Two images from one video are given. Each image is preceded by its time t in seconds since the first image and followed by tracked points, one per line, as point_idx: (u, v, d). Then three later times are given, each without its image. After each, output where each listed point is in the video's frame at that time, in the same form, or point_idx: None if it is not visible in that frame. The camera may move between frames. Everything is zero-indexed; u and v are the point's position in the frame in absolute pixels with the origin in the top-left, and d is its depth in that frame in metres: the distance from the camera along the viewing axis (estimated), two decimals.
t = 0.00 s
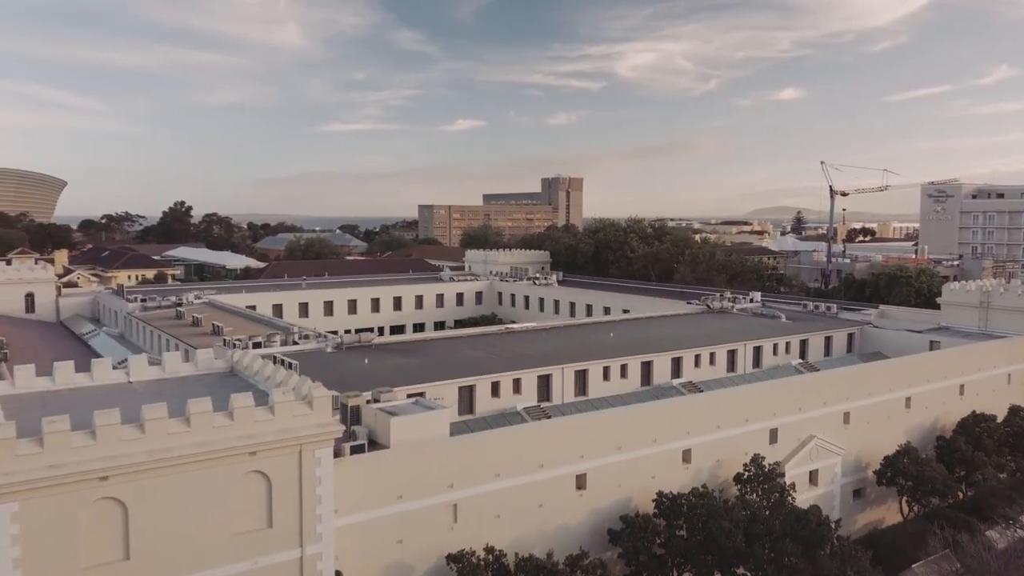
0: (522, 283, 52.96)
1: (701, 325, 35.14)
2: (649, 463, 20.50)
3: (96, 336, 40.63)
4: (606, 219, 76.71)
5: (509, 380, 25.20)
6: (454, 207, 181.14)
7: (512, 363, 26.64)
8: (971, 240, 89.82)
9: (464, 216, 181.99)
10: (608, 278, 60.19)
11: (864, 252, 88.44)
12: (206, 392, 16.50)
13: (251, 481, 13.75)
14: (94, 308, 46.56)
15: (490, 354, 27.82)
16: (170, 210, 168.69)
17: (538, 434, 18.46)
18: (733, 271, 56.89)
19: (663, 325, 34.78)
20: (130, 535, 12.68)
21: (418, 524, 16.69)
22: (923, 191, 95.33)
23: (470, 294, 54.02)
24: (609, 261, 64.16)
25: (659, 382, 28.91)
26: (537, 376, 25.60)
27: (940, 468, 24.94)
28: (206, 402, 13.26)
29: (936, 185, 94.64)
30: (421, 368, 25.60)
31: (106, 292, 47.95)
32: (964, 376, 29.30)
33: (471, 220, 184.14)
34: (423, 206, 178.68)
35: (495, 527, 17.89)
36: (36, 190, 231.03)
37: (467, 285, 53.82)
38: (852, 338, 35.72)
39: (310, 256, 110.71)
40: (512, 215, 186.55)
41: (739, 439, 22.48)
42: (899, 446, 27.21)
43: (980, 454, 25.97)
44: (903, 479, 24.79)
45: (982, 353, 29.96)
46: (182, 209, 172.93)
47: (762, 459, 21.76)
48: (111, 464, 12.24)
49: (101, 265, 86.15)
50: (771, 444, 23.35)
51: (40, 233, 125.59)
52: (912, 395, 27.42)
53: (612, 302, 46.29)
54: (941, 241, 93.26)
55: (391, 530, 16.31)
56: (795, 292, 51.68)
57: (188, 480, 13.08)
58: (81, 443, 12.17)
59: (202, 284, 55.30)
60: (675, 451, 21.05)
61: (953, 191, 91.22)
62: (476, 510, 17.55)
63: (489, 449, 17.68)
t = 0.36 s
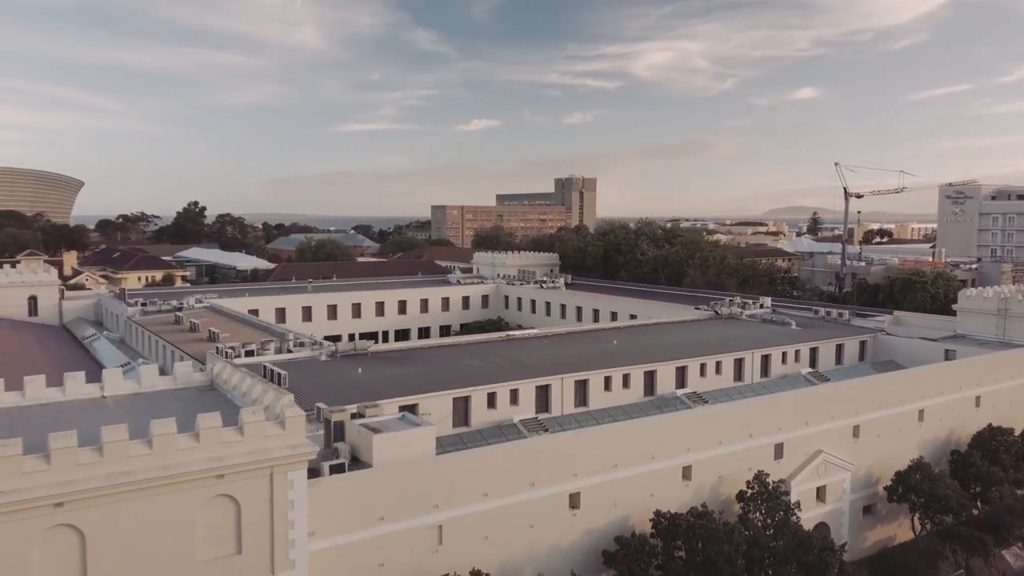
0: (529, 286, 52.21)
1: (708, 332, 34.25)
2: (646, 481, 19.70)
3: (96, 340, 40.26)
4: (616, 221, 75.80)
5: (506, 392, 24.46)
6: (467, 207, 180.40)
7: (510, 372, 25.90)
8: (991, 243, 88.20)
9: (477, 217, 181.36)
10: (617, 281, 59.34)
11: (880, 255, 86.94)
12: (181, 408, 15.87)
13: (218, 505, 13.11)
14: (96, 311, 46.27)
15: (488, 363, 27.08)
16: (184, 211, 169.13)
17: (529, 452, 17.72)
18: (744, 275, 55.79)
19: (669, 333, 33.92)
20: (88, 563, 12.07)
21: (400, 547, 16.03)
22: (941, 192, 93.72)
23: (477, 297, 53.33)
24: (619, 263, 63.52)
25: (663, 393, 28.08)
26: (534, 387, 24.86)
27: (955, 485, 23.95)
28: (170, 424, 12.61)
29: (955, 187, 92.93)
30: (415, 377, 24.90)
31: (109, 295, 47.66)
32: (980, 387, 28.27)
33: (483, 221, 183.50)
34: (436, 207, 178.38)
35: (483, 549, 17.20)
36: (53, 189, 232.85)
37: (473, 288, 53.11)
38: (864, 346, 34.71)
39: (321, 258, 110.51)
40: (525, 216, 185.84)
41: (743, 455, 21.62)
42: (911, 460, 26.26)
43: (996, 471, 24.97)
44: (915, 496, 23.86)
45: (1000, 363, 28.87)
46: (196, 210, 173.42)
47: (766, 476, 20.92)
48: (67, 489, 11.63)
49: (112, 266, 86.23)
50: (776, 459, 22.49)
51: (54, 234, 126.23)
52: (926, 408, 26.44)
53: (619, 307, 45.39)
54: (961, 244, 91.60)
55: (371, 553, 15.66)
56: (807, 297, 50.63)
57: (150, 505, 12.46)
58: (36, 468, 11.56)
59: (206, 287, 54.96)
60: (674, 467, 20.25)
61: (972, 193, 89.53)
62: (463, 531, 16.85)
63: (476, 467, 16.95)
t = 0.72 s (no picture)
0: (535, 290, 51.43)
1: (715, 339, 33.32)
2: (643, 500, 18.89)
3: (97, 344, 39.88)
4: (627, 223, 74.77)
5: (502, 404, 23.72)
6: (480, 207, 179.53)
7: (507, 383, 25.13)
8: (1010, 245, 86.62)
9: (489, 217, 180.64)
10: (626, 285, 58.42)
11: (896, 257, 85.44)
12: (154, 424, 15.23)
13: (182, 531, 12.43)
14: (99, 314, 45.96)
15: (485, 373, 26.33)
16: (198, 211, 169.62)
17: (519, 471, 16.97)
18: (756, 278, 54.65)
19: (675, 340, 33.04)
20: None
21: (381, 572, 15.33)
22: (959, 194, 92.12)
23: (483, 301, 52.62)
24: (628, 266, 62.60)
25: (666, 404, 27.22)
26: (531, 399, 24.09)
27: (969, 504, 22.97)
28: (129, 448, 11.96)
29: (974, 189, 91.18)
30: (409, 387, 24.20)
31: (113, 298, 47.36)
32: (997, 400, 27.22)
33: (496, 222, 182.84)
34: (449, 207, 178.05)
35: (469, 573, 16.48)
36: (70, 189, 234.54)
37: (479, 292, 52.38)
38: (876, 355, 33.65)
39: (331, 259, 110.32)
40: (538, 216, 185.03)
41: (746, 473, 20.78)
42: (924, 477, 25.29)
43: (1012, 488, 23.95)
44: (927, 514, 22.89)
45: (1018, 375, 27.78)
46: (209, 210, 173.86)
47: (769, 495, 20.06)
48: (17, 518, 10.99)
49: (121, 267, 86.29)
50: (781, 477, 21.61)
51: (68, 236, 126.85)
52: (939, 422, 25.45)
53: (626, 313, 44.49)
54: (980, 247, 89.85)
55: None
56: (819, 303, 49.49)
57: (108, 533, 11.81)
58: None
59: (211, 290, 54.59)
60: (674, 486, 19.43)
61: (990, 194, 87.93)
62: (447, 555, 16.14)
63: (462, 488, 16.21)
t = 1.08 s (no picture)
0: (542, 295, 50.64)
1: (722, 348, 32.40)
2: (640, 521, 18.11)
3: (97, 349, 39.54)
4: (638, 225, 73.78)
5: (498, 416, 23.00)
6: (492, 208, 178.77)
7: (504, 395, 24.39)
8: None
9: (502, 218, 179.95)
10: (635, 289, 57.52)
11: (913, 260, 83.90)
12: (126, 443, 14.66)
13: (141, 561, 11.79)
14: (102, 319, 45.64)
15: (483, 383, 25.60)
16: (211, 212, 170.01)
17: (508, 492, 16.24)
18: (768, 283, 53.53)
19: (680, 348, 32.14)
20: None
21: None
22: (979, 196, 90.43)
23: (489, 305, 51.90)
24: (638, 270, 61.69)
25: (670, 416, 26.38)
26: (528, 411, 23.34)
27: (984, 523, 21.99)
28: (84, 474, 11.32)
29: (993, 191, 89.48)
30: (403, 399, 23.52)
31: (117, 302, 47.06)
32: (1015, 413, 26.18)
33: (510, 223, 182.19)
34: (462, 209, 177.76)
35: None
36: (86, 190, 236.16)
37: (486, 296, 51.65)
38: (889, 364, 32.60)
39: (341, 261, 110.12)
40: (551, 218, 184.17)
41: (750, 491, 19.95)
42: (937, 494, 24.33)
43: None
44: (940, 534, 21.94)
45: None
46: (222, 211, 174.29)
47: (773, 515, 19.21)
48: None
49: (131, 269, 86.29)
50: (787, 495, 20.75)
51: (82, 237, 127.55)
52: (954, 436, 24.47)
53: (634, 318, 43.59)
54: (1000, 250, 88.08)
55: None
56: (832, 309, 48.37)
57: (61, 564, 11.18)
58: None
59: (216, 293, 54.20)
60: (672, 506, 18.63)
61: (1010, 196, 86.14)
62: None
63: (446, 511, 15.49)
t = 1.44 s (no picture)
0: (549, 298, 49.87)
1: (729, 356, 31.50)
2: (636, 544, 17.36)
3: (97, 355, 39.12)
4: (649, 227, 72.79)
5: (493, 430, 22.31)
6: (504, 209, 178.15)
7: (501, 406, 23.67)
8: None
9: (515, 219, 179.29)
10: (644, 292, 56.64)
11: (930, 263, 82.27)
12: (94, 463, 14.06)
13: None
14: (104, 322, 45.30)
15: (479, 394, 24.89)
16: (224, 212, 170.40)
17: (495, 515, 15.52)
18: (780, 287, 52.43)
19: (686, 356, 31.30)
20: None
21: None
22: (998, 198, 88.60)
23: (495, 308, 51.18)
24: (648, 273, 60.76)
25: (673, 429, 25.57)
26: (524, 424, 22.66)
27: (1000, 544, 21.02)
28: (34, 504, 10.70)
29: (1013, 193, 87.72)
30: (396, 411, 22.85)
31: (119, 305, 46.70)
32: None
33: (522, 224, 181.53)
34: (474, 210, 177.23)
35: None
36: (102, 190, 237.96)
37: (492, 299, 50.92)
38: (902, 373, 31.59)
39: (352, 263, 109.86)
40: (564, 219, 183.49)
41: (753, 511, 19.17)
42: (951, 512, 23.40)
43: None
44: (954, 555, 21.01)
45: None
46: (235, 212, 174.61)
47: (776, 536, 18.41)
48: None
49: (141, 270, 86.21)
50: (792, 514, 19.93)
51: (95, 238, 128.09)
52: (969, 451, 23.49)
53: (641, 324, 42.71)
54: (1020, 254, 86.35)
55: None
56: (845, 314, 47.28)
57: None
58: None
59: (221, 296, 53.75)
60: (670, 527, 17.88)
61: None
62: None
63: (429, 535, 14.78)
